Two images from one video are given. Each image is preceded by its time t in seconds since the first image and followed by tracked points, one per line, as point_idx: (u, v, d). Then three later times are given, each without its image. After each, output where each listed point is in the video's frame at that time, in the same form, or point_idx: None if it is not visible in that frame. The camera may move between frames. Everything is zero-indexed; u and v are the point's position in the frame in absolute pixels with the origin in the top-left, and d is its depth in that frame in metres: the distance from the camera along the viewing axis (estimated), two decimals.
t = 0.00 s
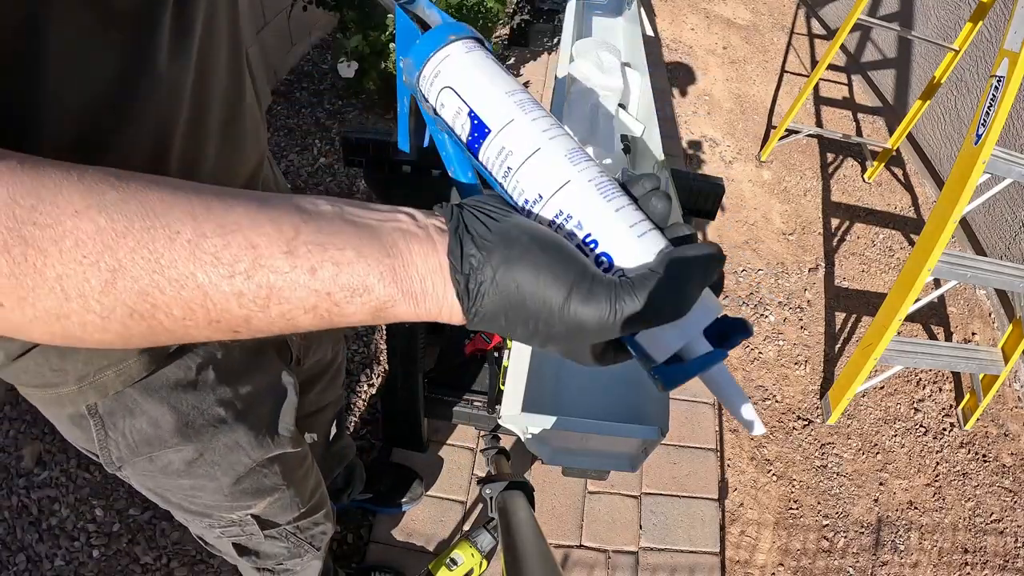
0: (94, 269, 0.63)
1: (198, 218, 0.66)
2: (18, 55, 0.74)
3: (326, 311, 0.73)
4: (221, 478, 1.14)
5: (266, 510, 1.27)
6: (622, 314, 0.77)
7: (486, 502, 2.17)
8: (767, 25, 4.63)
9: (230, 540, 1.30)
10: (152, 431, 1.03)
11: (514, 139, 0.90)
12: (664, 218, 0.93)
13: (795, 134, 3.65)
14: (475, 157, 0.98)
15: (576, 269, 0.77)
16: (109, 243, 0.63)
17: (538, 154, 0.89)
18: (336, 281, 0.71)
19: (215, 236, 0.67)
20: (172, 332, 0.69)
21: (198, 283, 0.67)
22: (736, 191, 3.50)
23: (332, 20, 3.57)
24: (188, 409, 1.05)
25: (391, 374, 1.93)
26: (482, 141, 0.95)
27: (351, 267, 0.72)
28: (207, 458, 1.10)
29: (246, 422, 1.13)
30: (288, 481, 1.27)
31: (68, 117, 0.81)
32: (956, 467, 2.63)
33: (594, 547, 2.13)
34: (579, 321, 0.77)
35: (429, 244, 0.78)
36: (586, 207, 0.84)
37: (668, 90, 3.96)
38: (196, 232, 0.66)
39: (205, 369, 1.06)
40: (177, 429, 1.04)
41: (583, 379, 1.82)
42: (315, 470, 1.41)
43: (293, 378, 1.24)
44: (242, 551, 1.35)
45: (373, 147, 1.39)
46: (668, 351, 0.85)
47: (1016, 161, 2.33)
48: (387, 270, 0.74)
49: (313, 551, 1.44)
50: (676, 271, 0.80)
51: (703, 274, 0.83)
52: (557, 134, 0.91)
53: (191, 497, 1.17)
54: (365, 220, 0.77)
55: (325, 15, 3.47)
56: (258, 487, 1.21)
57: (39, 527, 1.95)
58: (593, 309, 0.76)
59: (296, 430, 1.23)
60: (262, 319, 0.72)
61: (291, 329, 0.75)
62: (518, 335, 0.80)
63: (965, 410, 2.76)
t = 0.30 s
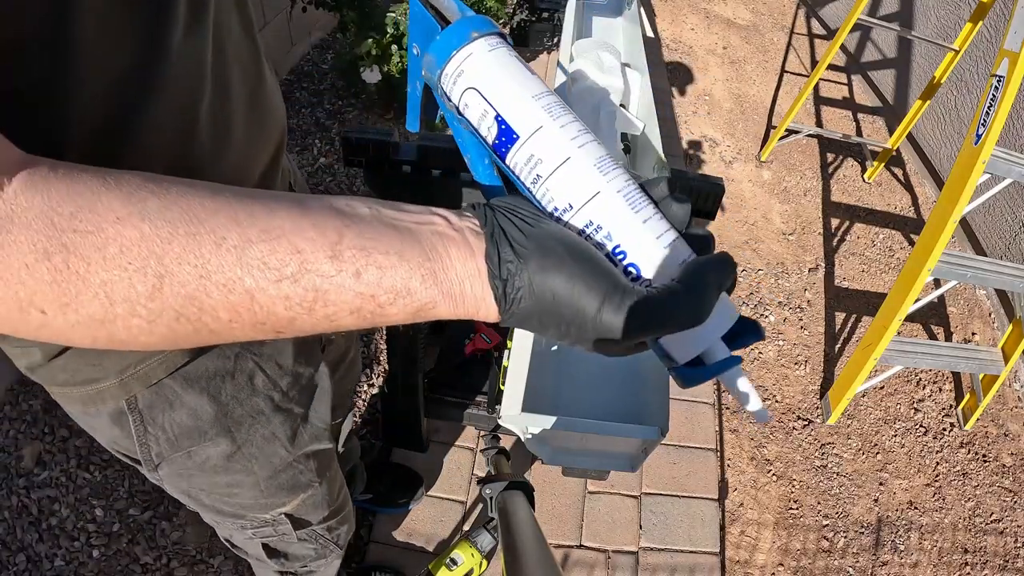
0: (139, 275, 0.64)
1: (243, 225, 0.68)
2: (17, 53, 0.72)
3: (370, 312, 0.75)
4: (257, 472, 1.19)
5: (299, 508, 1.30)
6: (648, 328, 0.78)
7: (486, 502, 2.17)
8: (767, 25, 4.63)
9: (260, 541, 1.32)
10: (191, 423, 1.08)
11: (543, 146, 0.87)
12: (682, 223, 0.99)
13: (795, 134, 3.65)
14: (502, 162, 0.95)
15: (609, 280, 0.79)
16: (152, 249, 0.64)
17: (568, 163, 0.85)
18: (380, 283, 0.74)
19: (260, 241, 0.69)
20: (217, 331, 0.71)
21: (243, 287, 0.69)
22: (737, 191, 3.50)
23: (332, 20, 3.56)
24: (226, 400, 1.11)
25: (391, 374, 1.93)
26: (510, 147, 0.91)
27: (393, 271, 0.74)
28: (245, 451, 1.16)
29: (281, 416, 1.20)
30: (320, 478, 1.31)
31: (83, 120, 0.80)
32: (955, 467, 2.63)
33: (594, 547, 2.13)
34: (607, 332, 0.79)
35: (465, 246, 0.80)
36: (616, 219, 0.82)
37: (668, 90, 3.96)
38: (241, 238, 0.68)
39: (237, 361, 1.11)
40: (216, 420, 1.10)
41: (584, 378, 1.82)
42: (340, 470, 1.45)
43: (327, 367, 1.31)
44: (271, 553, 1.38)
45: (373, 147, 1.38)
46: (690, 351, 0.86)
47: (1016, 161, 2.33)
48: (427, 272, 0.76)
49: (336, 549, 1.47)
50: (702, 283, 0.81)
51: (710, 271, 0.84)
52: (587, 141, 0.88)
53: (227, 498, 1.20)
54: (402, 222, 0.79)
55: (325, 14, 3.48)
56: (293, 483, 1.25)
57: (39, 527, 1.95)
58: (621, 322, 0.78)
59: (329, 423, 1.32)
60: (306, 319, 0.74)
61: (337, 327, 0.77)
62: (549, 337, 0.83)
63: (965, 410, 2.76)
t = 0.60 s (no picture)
0: (133, 275, 0.65)
1: (234, 222, 0.69)
2: (19, 57, 0.72)
3: (360, 298, 0.77)
4: (270, 469, 1.20)
5: (310, 506, 1.31)
6: (630, 296, 0.82)
7: (486, 502, 2.17)
8: (767, 25, 4.63)
9: (270, 539, 1.33)
10: (206, 420, 1.08)
11: (543, 152, 0.89)
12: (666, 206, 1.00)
13: (795, 134, 3.65)
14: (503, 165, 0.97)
15: (589, 253, 0.83)
16: (144, 248, 0.65)
17: (569, 168, 0.88)
18: (367, 267, 0.75)
19: (250, 234, 0.70)
20: (212, 326, 0.72)
21: (234, 279, 0.69)
22: (737, 191, 3.50)
23: (332, 20, 3.57)
24: (242, 397, 1.11)
25: (391, 374, 1.93)
26: (511, 152, 0.93)
27: (379, 255, 0.76)
28: (258, 449, 1.16)
29: (294, 414, 1.21)
30: (331, 476, 1.32)
31: (91, 121, 0.81)
32: (955, 466, 2.63)
33: (594, 547, 2.13)
34: (591, 303, 0.83)
35: (450, 227, 0.82)
36: (616, 222, 0.86)
37: (668, 90, 3.96)
38: (230, 233, 0.69)
39: (254, 358, 1.11)
40: (231, 417, 1.10)
41: (584, 378, 1.82)
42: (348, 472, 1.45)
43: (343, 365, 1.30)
44: (279, 552, 1.38)
45: (373, 147, 1.38)
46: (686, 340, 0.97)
47: (1016, 161, 2.33)
48: (412, 254, 0.77)
49: (343, 548, 1.48)
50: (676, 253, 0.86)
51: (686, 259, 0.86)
52: (588, 145, 0.90)
53: (238, 496, 1.20)
54: (385, 208, 0.80)
55: (325, 15, 3.48)
56: (306, 481, 1.27)
57: (39, 527, 1.95)
58: (604, 292, 0.82)
59: (342, 421, 1.32)
60: (299, 309, 0.75)
61: (328, 315, 0.79)
62: (536, 311, 0.86)
63: (965, 410, 2.76)
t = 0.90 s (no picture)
0: (147, 273, 0.66)
1: (244, 222, 0.70)
2: (18, 57, 0.72)
3: (363, 292, 0.77)
4: (277, 470, 1.20)
5: (315, 505, 1.31)
6: (618, 290, 0.80)
7: (486, 502, 2.17)
8: (767, 25, 4.63)
9: (274, 539, 1.33)
10: (214, 420, 1.07)
11: (529, 151, 0.90)
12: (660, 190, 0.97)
13: (795, 134, 3.64)
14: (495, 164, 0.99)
15: (579, 245, 0.81)
16: (157, 248, 0.65)
17: (552, 164, 0.89)
18: (370, 263, 0.75)
19: (257, 233, 0.70)
20: (222, 323, 0.73)
21: (242, 276, 0.70)
22: (737, 191, 3.50)
23: (332, 19, 3.57)
24: (250, 397, 1.11)
25: (391, 374, 1.93)
26: (500, 151, 0.95)
27: (382, 251, 0.76)
28: (265, 449, 1.16)
29: (300, 414, 1.21)
30: (336, 475, 1.32)
31: (92, 121, 0.80)
32: (955, 467, 2.63)
33: (594, 547, 2.13)
34: (580, 297, 0.81)
35: (448, 222, 0.81)
36: (601, 213, 0.86)
37: (668, 90, 3.96)
38: (239, 232, 0.69)
39: (261, 359, 1.11)
40: (239, 417, 1.10)
41: (584, 377, 1.83)
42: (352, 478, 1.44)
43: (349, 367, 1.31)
44: (283, 552, 1.38)
45: (373, 147, 1.38)
46: (679, 322, 0.93)
47: (1016, 161, 2.33)
48: (414, 249, 0.77)
49: (345, 548, 1.48)
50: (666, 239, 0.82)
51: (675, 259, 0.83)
52: (570, 139, 0.90)
53: (244, 496, 1.20)
54: (388, 206, 0.80)
55: (325, 14, 3.48)
56: (312, 481, 1.27)
57: (39, 527, 1.95)
58: (592, 287, 0.80)
59: (348, 422, 1.32)
60: (306, 303, 0.75)
61: (334, 309, 0.79)
62: (528, 304, 0.85)
63: (965, 410, 2.76)
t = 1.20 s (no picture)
0: (154, 261, 0.66)
1: (248, 206, 0.70)
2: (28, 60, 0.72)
3: (371, 264, 0.78)
4: (281, 464, 1.20)
5: (320, 501, 1.32)
6: (610, 255, 0.81)
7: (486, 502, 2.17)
8: (767, 25, 4.63)
9: (278, 536, 1.33)
10: (220, 415, 1.07)
11: (527, 138, 0.90)
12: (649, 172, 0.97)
13: (795, 134, 3.64)
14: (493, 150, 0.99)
15: (574, 212, 0.82)
16: (164, 233, 0.66)
17: (550, 151, 0.88)
18: (376, 231, 0.77)
19: (261, 212, 0.71)
20: (234, 306, 0.73)
21: (253, 255, 0.71)
22: (736, 191, 3.51)
23: (332, 19, 3.56)
24: (255, 391, 1.11)
25: (391, 374, 1.93)
26: (500, 138, 0.95)
27: (386, 219, 0.77)
28: (270, 444, 1.17)
29: (303, 407, 1.21)
30: (340, 472, 1.33)
31: (102, 123, 0.80)
32: (956, 467, 2.63)
33: (594, 547, 2.13)
34: (572, 261, 0.82)
35: (448, 187, 0.82)
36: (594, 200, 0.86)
37: (668, 91, 3.96)
38: (243, 213, 0.70)
39: (265, 353, 1.12)
40: (244, 412, 1.10)
41: (584, 377, 1.83)
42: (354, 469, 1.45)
43: (352, 360, 1.31)
44: (287, 549, 1.38)
45: (373, 147, 1.39)
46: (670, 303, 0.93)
47: (1016, 161, 2.33)
48: (417, 216, 0.79)
49: (348, 545, 1.48)
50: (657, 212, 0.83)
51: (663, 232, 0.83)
52: (569, 125, 0.89)
53: (248, 492, 1.20)
54: (387, 180, 0.82)
55: (325, 14, 3.48)
56: (315, 476, 1.27)
57: (39, 527, 1.95)
58: (583, 251, 0.81)
59: (351, 416, 1.33)
60: (317, 277, 0.76)
61: (342, 283, 0.79)
62: (520, 269, 0.85)
63: (965, 410, 2.76)
